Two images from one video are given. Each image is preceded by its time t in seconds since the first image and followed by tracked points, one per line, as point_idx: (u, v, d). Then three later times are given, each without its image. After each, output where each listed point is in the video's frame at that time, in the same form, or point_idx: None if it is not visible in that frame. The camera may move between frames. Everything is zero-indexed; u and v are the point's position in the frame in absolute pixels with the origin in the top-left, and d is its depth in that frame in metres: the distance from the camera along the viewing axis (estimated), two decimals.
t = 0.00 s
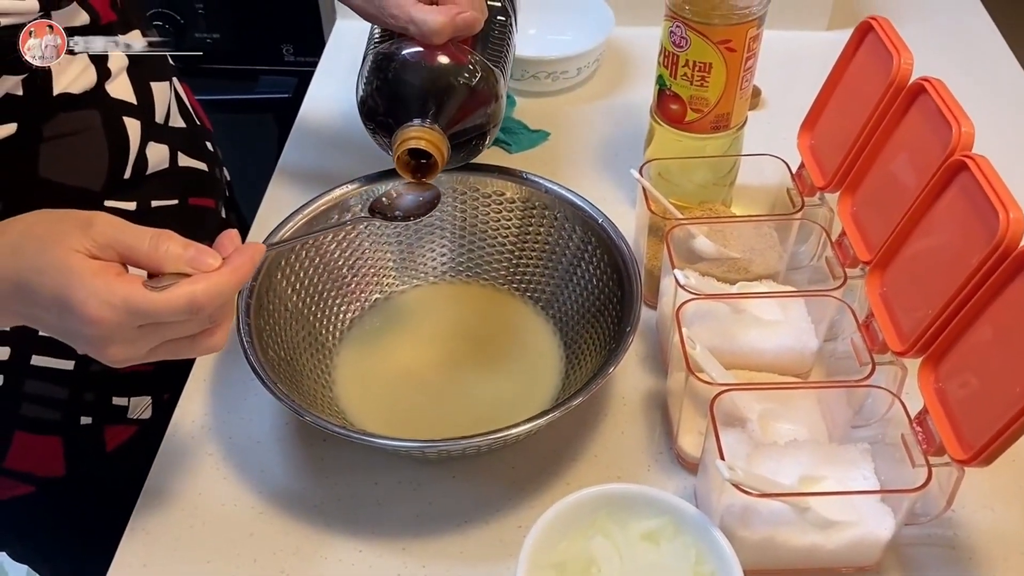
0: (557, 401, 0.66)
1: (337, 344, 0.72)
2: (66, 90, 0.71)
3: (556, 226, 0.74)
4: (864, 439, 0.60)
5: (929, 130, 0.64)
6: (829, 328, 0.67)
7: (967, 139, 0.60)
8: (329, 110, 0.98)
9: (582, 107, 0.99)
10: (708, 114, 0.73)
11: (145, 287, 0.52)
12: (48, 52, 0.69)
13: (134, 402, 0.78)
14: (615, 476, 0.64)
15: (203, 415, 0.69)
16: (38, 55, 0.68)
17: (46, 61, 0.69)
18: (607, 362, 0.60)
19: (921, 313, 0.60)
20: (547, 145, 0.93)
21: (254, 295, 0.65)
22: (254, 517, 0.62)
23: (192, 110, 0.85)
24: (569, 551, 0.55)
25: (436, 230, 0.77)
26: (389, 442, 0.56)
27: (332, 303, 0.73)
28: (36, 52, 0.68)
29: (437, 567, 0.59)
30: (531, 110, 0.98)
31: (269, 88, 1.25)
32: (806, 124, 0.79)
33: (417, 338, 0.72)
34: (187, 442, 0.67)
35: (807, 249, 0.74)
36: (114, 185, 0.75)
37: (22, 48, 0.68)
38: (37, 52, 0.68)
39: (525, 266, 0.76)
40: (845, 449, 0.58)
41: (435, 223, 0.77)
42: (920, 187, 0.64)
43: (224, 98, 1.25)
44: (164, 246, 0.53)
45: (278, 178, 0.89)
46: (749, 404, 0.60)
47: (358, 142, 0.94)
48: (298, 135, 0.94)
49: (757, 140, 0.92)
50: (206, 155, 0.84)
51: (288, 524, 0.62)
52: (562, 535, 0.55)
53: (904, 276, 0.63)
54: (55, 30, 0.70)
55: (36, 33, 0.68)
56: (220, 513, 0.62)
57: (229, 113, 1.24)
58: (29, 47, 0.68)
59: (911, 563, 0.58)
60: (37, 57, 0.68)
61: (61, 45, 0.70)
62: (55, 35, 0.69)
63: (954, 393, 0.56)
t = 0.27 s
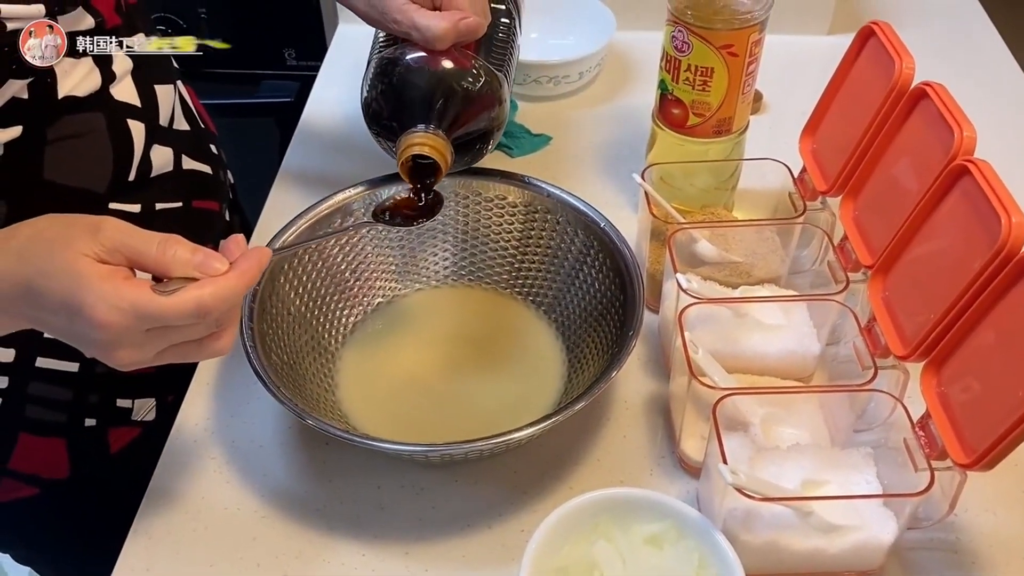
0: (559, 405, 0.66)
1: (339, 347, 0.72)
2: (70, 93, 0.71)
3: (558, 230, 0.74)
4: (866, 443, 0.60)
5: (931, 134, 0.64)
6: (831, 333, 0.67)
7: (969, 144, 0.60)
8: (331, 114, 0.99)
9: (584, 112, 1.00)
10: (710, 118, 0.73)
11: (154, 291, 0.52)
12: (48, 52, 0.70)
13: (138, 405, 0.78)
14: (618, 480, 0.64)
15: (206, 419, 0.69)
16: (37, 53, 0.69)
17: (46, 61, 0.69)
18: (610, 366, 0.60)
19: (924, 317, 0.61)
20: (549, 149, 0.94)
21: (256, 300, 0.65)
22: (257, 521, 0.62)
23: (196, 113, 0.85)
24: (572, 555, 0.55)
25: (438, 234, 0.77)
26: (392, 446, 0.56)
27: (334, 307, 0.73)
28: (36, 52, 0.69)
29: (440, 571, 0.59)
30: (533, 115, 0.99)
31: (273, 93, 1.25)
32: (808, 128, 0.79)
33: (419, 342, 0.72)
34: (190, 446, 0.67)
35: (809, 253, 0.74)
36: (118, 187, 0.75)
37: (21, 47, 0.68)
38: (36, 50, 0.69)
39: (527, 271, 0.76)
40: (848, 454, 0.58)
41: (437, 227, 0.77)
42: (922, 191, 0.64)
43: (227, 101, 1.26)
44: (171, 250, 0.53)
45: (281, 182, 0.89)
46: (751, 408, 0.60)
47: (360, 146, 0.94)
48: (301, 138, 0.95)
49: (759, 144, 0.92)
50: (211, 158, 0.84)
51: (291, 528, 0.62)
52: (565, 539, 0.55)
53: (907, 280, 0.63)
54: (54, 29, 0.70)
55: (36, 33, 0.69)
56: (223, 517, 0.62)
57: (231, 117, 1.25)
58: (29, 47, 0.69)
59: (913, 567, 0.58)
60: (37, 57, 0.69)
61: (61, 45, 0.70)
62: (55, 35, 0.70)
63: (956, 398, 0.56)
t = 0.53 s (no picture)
0: (559, 407, 0.66)
1: (339, 349, 0.72)
2: (70, 94, 0.71)
3: (558, 232, 0.74)
4: (867, 445, 0.60)
5: (931, 136, 0.64)
6: (832, 334, 0.67)
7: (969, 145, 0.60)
8: (331, 115, 0.99)
9: (584, 113, 1.00)
10: (711, 119, 0.73)
11: (153, 310, 0.52)
12: (48, 52, 0.70)
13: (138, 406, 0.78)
14: (618, 482, 0.64)
15: (206, 421, 0.69)
16: (37, 54, 0.69)
17: (47, 61, 0.69)
18: (611, 367, 0.60)
19: (924, 319, 0.60)
20: (549, 151, 0.94)
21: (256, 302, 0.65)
22: (257, 523, 0.62)
23: (196, 114, 0.85)
24: (572, 556, 0.55)
25: (438, 236, 0.77)
26: (392, 447, 0.56)
27: (334, 309, 0.73)
28: (36, 52, 0.69)
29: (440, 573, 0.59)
30: (533, 116, 0.99)
31: (272, 95, 1.25)
32: (808, 130, 0.79)
33: (419, 343, 0.72)
34: (190, 447, 0.67)
35: (809, 255, 0.74)
36: (118, 189, 0.75)
37: (21, 48, 0.68)
38: (36, 51, 0.69)
39: (527, 272, 0.76)
40: (849, 455, 0.58)
41: (437, 229, 0.77)
42: (922, 193, 0.64)
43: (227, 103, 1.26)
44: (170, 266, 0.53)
45: (281, 183, 0.89)
46: (752, 410, 0.59)
47: (360, 148, 0.94)
48: (301, 140, 0.95)
49: (759, 146, 0.92)
50: (211, 160, 0.84)
51: (291, 529, 0.62)
52: (565, 541, 0.55)
53: (908, 282, 0.63)
54: (55, 28, 0.70)
55: (36, 33, 0.69)
56: (223, 518, 0.62)
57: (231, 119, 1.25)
58: (29, 47, 0.69)
59: (914, 569, 0.58)
60: (37, 57, 0.69)
61: (61, 45, 0.70)
62: (55, 35, 0.70)
63: (957, 399, 0.56)
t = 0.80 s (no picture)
0: (559, 407, 0.66)
1: (338, 349, 0.72)
2: (69, 92, 0.71)
3: (557, 231, 0.74)
4: (868, 445, 0.60)
5: (932, 135, 0.64)
6: (833, 334, 0.67)
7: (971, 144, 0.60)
8: (331, 115, 0.98)
9: (584, 113, 0.99)
10: (711, 118, 0.73)
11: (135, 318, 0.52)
12: (48, 52, 0.69)
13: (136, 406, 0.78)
14: (618, 482, 0.64)
15: (205, 421, 0.69)
16: (38, 54, 0.69)
17: (47, 61, 0.69)
18: (611, 367, 0.60)
19: (925, 318, 0.60)
20: (549, 151, 0.93)
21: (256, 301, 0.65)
22: (256, 523, 0.62)
23: (196, 113, 0.85)
24: (572, 556, 0.55)
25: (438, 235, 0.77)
26: (391, 447, 0.55)
27: (334, 308, 0.73)
28: (36, 52, 0.69)
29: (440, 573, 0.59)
30: (533, 116, 0.99)
31: (272, 95, 1.25)
32: (809, 129, 0.79)
33: (418, 343, 0.72)
34: (189, 448, 0.67)
35: (810, 255, 0.74)
36: (117, 187, 0.75)
37: (21, 48, 0.68)
38: (37, 52, 0.69)
39: (527, 272, 0.76)
40: (850, 455, 0.58)
41: (437, 228, 0.77)
42: (923, 192, 0.64)
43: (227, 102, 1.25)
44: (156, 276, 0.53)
45: (280, 182, 0.89)
46: (753, 410, 0.59)
47: (360, 147, 0.93)
48: (301, 139, 0.94)
49: (760, 145, 0.92)
50: (210, 159, 0.84)
51: (291, 529, 0.61)
52: (565, 541, 0.55)
53: (909, 281, 0.63)
54: (55, 28, 0.71)
55: (35, 33, 0.69)
56: (222, 518, 0.62)
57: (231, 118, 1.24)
58: (29, 47, 0.68)
59: (915, 570, 0.58)
60: (37, 57, 0.69)
61: (61, 45, 0.70)
62: (55, 35, 0.70)
63: (958, 399, 0.56)
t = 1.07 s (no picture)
0: (559, 407, 0.66)
1: (337, 348, 0.72)
2: (70, 88, 0.71)
3: (557, 231, 0.74)
4: (869, 445, 0.60)
5: (933, 134, 0.64)
6: (833, 334, 0.67)
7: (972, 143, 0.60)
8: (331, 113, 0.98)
9: (584, 112, 0.99)
10: (711, 118, 0.72)
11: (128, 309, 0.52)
12: (48, 52, 0.70)
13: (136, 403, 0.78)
14: (618, 482, 0.64)
15: (204, 421, 0.69)
16: (38, 54, 0.69)
17: (47, 61, 0.69)
18: (611, 366, 0.59)
19: (926, 317, 0.60)
20: (549, 150, 0.93)
21: (255, 301, 0.65)
22: (255, 524, 0.62)
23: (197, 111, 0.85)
24: (572, 557, 0.55)
25: (437, 235, 0.77)
26: (390, 447, 0.55)
27: (333, 308, 0.73)
28: (37, 52, 0.69)
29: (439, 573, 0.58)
30: (533, 116, 0.98)
31: (271, 94, 1.25)
32: (810, 128, 0.79)
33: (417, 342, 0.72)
34: (187, 448, 0.67)
35: (810, 254, 0.74)
36: (117, 184, 0.74)
37: (21, 47, 0.68)
38: (37, 51, 0.69)
39: (527, 271, 0.76)
40: (850, 455, 0.57)
41: (436, 228, 0.77)
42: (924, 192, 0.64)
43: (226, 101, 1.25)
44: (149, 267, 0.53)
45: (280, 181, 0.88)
46: (753, 410, 0.59)
47: (360, 146, 0.93)
48: (301, 137, 0.94)
49: (760, 145, 0.91)
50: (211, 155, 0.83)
51: (289, 530, 0.61)
52: (564, 541, 0.55)
53: (909, 280, 0.63)
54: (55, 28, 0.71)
55: (36, 33, 0.69)
56: (221, 518, 0.62)
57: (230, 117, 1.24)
58: (29, 47, 0.69)
59: (916, 570, 0.57)
60: (37, 57, 0.69)
61: (61, 45, 0.70)
62: (55, 35, 0.70)
63: (959, 399, 0.56)
